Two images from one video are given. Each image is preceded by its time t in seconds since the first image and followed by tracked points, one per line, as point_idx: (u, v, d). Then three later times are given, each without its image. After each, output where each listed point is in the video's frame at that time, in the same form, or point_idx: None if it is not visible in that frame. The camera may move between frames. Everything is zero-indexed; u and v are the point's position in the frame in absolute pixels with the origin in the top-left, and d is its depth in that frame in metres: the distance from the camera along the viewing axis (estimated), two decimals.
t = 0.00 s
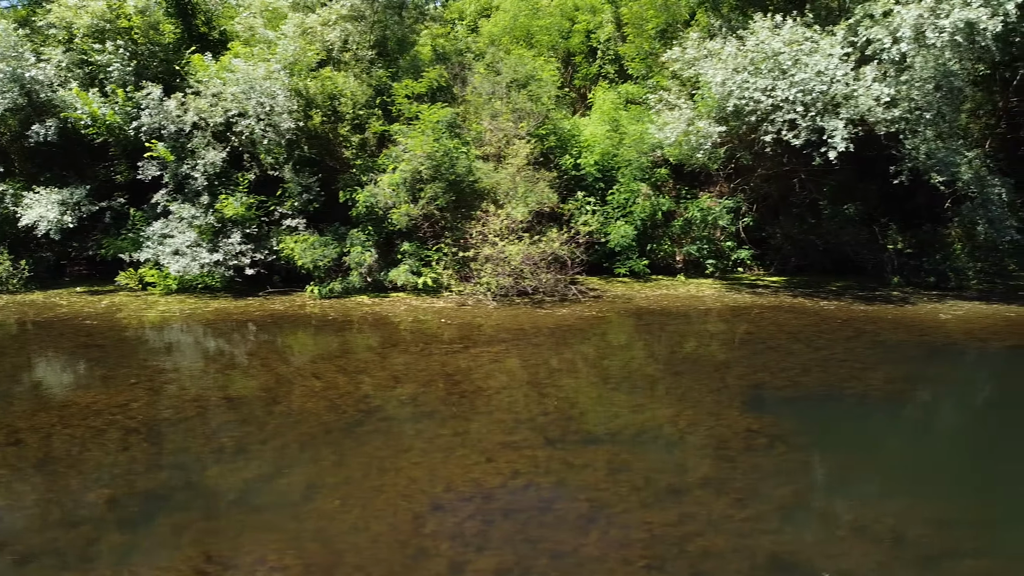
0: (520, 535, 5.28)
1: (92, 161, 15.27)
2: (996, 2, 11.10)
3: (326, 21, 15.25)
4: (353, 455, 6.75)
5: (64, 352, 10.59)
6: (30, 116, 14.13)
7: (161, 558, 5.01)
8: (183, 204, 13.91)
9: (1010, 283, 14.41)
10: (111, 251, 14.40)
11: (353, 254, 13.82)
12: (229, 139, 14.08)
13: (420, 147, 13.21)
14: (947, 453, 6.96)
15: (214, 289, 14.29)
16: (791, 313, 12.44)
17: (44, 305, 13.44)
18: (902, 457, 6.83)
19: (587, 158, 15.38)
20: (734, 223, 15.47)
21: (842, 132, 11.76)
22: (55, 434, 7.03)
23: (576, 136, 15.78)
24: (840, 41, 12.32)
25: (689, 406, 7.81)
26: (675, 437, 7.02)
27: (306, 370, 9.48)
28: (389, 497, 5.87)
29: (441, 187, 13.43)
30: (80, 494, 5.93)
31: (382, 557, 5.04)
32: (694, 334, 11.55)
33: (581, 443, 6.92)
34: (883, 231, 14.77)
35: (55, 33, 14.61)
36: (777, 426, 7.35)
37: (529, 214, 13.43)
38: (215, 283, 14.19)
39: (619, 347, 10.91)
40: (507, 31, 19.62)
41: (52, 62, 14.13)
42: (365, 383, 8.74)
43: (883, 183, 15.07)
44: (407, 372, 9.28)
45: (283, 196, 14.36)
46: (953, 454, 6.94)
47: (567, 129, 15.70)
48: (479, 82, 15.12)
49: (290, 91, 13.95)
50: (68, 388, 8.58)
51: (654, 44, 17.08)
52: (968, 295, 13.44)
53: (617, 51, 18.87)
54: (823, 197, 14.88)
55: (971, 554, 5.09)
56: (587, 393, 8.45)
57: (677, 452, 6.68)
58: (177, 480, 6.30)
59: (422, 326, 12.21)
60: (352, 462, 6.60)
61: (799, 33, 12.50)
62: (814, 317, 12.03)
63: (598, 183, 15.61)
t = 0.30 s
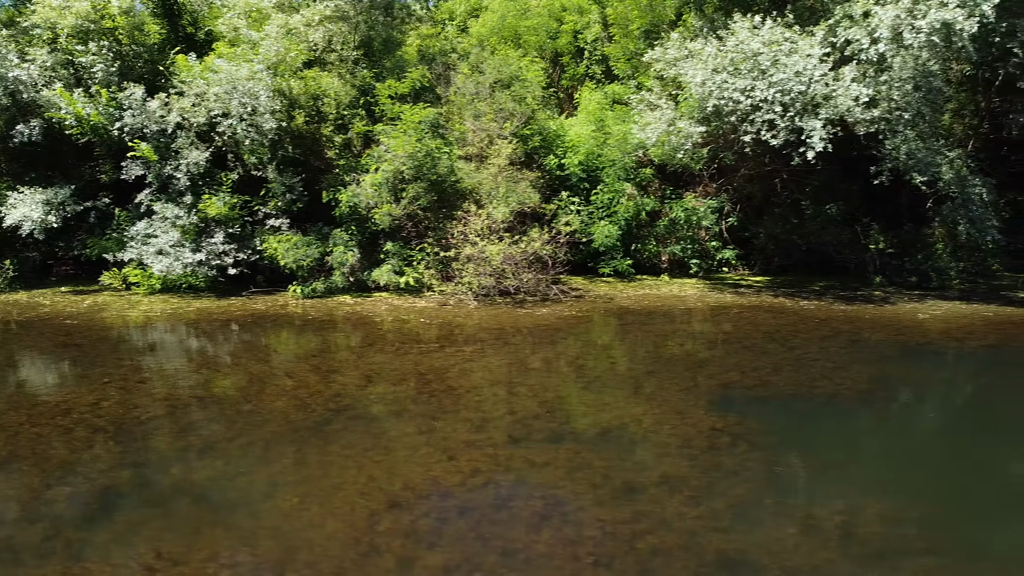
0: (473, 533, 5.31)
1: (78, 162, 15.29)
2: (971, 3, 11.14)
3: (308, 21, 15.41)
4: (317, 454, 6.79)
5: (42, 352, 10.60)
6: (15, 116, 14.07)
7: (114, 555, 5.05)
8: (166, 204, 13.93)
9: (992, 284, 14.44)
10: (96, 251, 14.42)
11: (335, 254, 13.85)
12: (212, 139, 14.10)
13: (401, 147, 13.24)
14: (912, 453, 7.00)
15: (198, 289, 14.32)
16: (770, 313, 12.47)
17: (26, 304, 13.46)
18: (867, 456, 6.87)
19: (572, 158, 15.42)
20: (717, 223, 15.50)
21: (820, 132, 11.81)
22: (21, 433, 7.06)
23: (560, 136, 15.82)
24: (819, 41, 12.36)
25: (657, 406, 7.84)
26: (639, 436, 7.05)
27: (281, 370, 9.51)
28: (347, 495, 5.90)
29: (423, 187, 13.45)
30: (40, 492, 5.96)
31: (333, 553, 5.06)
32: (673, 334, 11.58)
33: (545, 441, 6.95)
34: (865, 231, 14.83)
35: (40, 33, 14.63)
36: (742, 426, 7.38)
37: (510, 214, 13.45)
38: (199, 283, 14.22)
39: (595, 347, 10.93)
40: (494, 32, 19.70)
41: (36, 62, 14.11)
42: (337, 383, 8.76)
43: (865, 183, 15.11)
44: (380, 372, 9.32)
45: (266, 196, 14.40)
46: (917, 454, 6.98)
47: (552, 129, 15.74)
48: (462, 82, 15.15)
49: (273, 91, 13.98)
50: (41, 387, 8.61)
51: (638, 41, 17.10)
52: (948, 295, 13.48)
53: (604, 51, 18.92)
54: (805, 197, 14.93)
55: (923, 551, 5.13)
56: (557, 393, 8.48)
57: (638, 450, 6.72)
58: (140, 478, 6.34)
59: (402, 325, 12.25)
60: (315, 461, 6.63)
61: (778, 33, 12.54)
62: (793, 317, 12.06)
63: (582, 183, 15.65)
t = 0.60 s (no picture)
0: (426, 531, 5.33)
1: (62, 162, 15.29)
2: (948, 3, 11.15)
3: (293, 21, 15.43)
4: (281, 453, 6.80)
5: (19, 351, 10.62)
6: None
7: (65, 553, 5.07)
8: (149, 204, 13.94)
9: (975, 284, 14.49)
10: (79, 251, 14.43)
11: (317, 254, 13.89)
12: (196, 139, 14.12)
13: (383, 147, 13.25)
14: (884, 454, 7.02)
15: (181, 290, 14.34)
16: (750, 313, 12.49)
17: (9, 304, 13.47)
18: (837, 458, 6.89)
19: (556, 158, 15.45)
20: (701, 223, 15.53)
21: (798, 132, 11.86)
22: None
23: (545, 136, 15.84)
24: (798, 42, 12.39)
25: (624, 405, 7.87)
26: (603, 435, 7.08)
27: (255, 370, 9.54)
28: (305, 494, 5.93)
29: (405, 187, 13.47)
30: None
31: (284, 552, 5.09)
32: (651, 334, 11.60)
33: (509, 440, 6.98)
34: (847, 231, 14.81)
35: (23, 33, 14.62)
36: (708, 426, 7.41)
37: (491, 215, 13.47)
38: (182, 283, 14.24)
39: (572, 347, 10.96)
40: (482, 32, 19.76)
41: (19, 62, 14.10)
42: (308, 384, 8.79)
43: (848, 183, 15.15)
44: (354, 372, 9.34)
45: (250, 196, 14.43)
46: (890, 455, 7.00)
47: (536, 130, 15.76)
48: (445, 82, 15.16)
49: (256, 91, 14.00)
50: (12, 387, 8.62)
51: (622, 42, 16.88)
52: (930, 295, 13.52)
53: (591, 52, 18.95)
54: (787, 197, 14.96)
55: (888, 554, 5.15)
56: (528, 392, 8.51)
57: (601, 450, 6.74)
58: (102, 476, 6.36)
59: (383, 325, 12.28)
60: (278, 459, 6.66)
61: (758, 34, 12.57)
62: (771, 317, 12.09)
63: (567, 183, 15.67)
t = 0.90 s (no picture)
0: (378, 530, 5.34)
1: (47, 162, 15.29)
2: (925, 3, 11.17)
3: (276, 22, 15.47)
4: (244, 452, 6.82)
5: None
6: None
7: (15, 551, 5.08)
8: (132, 204, 13.96)
9: (959, 283, 14.50)
10: (63, 251, 14.43)
11: (299, 254, 13.90)
12: (178, 139, 14.13)
13: (364, 147, 13.26)
14: (855, 454, 7.02)
15: (164, 289, 14.34)
16: (730, 314, 12.50)
17: None
18: (816, 458, 6.88)
19: (540, 158, 15.47)
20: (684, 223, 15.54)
21: (777, 133, 11.88)
22: None
23: (529, 136, 15.85)
24: (777, 43, 12.40)
25: (592, 405, 7.88)
26: (566, 435, 7.09)
27: (229, 370, 9.55)
28: (262, 493, 5.94)
29: (386, 187, 13.48)
30: None
31: (234, 550, 5.10)
32: (630, 334, 11.62)
33: (472, 439, 6.98)
34: (830, 230, 14.92)
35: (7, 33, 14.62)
36: (673, 426, 7.42)
37: (472, 215, 13.49)
38: (165, 283, 14.25)
39: (549, 347, 10.97)
40: (470, 32, 19.77)
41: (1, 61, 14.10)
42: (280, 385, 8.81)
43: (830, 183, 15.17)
44: (327, 372, 9.35)
45: (233, 196, 14.44)
46: (872, 455, 6.98)
47: (521, 130, 15.77)
48: (428, 82, 15.16)
49: (238, 91, 14.01)
50: None
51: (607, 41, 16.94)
52: (912, 296, 13.54)
53: (578, 52, 18.96)
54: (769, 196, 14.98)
55: (865, 556, 5.14)
56: (498, 392, 8.52)
57: (563, 449, 6.75)
58: (63, 475, 6.37)
59: (363, 324, 12.30)
60: (240, 458, 6.67)
61: (737, 34, 12.58)
62: (750, 317, 12.09)
63: (551, 184, 15.69)
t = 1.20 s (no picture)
0: (329, 528, 5.35)
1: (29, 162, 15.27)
2: (902, 3, 11.25)
3: (258, 21, 15.48)
4: (207, 451, 6.83)
5: None
6: None
7: None
8: (114, 204, 13.96)
9: (940, 283, 14.52)
10: (45, 251, 14.43)
11: (281, 253, 13.91)
12: (161, 139, 14.14)
13: (344, 147, 13.26)
14: (831, 454, 7.05)
15: (147, 289, 14.34)
16: (710, 314, 12.51)
17: None
18: (795, 458, 6.91)
19: (524, 158, 15.48)
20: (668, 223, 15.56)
21: (755, 133, 11.93)
22: None
23: (513, 137, 15.86)
24: (755, 43, 12.44)
25: (559, 406, 7.90)
26: (529, 434, 7.10)
27: (203, 370, 9.56)
28: (219, 491, 5.94)
29: (367, 187, 13.49)
30: None
31: (184, 548, 5.11)
32: (608, 334, 11.63)
33: (435, 439, 7.00)
34: (812, 230, 14.96)
35: None
36: (639, 426, 7.43)
37: (453, 215, 13.51)
38: (148, 283, 14.25)
39: (526, 347, 10.98)
40: (457, 32, 19.80)
41: None
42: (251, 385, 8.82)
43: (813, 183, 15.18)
44: (300, 372, 9.37)
45: (215, 196, 14.45)
46: (852, 455, 7.02)
47: (505, 129, 15.79)
48: (410, 82, 15.16)
49: (221, 91, 14.02)
50: None
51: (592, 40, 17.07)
52: (893, 296, 13.57)
53: (564, 52, 18.97)
54: (751, 197, 15.01)
55: (842, 556, 5.17)
56: (467, 392, 8.54)
57: (525, 448, 6.76)
58: (22, 474, 6.37)
59: (343, 324, 12.33)
60: (201, 457, 6.67)
61: (716, 34, 12.62)
62: (728, 317, 12.11)
63: (535, 183, 15.69)
